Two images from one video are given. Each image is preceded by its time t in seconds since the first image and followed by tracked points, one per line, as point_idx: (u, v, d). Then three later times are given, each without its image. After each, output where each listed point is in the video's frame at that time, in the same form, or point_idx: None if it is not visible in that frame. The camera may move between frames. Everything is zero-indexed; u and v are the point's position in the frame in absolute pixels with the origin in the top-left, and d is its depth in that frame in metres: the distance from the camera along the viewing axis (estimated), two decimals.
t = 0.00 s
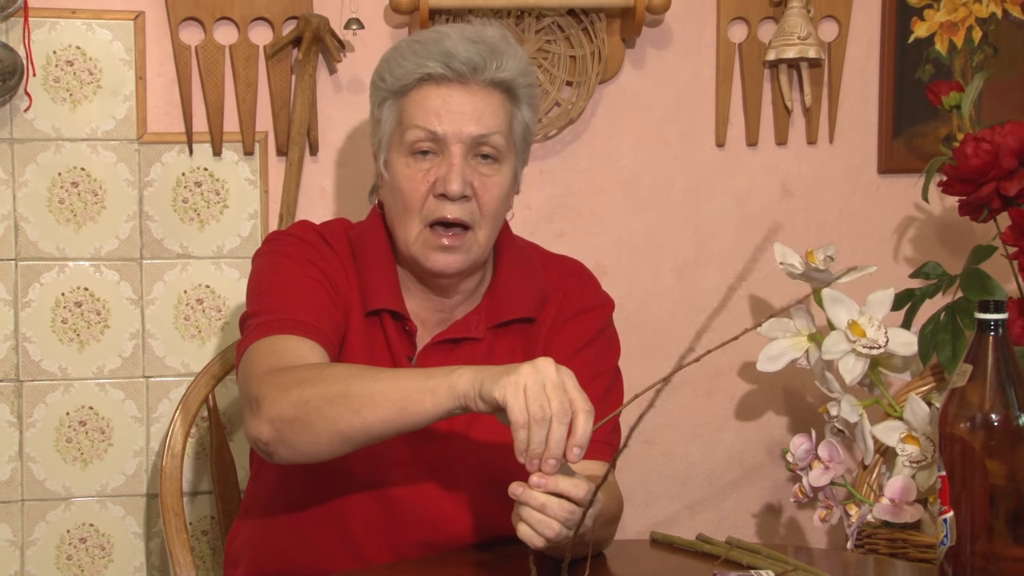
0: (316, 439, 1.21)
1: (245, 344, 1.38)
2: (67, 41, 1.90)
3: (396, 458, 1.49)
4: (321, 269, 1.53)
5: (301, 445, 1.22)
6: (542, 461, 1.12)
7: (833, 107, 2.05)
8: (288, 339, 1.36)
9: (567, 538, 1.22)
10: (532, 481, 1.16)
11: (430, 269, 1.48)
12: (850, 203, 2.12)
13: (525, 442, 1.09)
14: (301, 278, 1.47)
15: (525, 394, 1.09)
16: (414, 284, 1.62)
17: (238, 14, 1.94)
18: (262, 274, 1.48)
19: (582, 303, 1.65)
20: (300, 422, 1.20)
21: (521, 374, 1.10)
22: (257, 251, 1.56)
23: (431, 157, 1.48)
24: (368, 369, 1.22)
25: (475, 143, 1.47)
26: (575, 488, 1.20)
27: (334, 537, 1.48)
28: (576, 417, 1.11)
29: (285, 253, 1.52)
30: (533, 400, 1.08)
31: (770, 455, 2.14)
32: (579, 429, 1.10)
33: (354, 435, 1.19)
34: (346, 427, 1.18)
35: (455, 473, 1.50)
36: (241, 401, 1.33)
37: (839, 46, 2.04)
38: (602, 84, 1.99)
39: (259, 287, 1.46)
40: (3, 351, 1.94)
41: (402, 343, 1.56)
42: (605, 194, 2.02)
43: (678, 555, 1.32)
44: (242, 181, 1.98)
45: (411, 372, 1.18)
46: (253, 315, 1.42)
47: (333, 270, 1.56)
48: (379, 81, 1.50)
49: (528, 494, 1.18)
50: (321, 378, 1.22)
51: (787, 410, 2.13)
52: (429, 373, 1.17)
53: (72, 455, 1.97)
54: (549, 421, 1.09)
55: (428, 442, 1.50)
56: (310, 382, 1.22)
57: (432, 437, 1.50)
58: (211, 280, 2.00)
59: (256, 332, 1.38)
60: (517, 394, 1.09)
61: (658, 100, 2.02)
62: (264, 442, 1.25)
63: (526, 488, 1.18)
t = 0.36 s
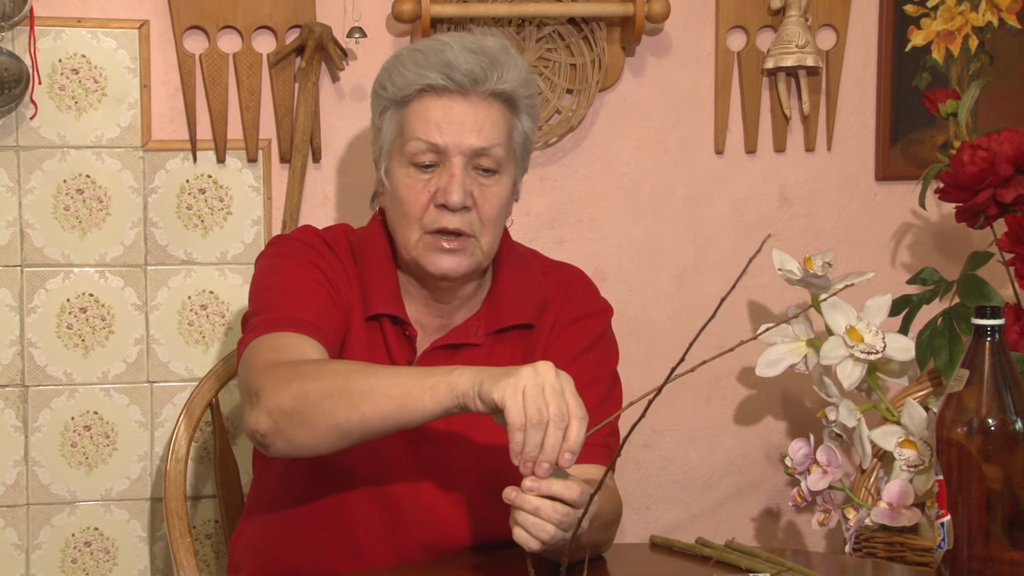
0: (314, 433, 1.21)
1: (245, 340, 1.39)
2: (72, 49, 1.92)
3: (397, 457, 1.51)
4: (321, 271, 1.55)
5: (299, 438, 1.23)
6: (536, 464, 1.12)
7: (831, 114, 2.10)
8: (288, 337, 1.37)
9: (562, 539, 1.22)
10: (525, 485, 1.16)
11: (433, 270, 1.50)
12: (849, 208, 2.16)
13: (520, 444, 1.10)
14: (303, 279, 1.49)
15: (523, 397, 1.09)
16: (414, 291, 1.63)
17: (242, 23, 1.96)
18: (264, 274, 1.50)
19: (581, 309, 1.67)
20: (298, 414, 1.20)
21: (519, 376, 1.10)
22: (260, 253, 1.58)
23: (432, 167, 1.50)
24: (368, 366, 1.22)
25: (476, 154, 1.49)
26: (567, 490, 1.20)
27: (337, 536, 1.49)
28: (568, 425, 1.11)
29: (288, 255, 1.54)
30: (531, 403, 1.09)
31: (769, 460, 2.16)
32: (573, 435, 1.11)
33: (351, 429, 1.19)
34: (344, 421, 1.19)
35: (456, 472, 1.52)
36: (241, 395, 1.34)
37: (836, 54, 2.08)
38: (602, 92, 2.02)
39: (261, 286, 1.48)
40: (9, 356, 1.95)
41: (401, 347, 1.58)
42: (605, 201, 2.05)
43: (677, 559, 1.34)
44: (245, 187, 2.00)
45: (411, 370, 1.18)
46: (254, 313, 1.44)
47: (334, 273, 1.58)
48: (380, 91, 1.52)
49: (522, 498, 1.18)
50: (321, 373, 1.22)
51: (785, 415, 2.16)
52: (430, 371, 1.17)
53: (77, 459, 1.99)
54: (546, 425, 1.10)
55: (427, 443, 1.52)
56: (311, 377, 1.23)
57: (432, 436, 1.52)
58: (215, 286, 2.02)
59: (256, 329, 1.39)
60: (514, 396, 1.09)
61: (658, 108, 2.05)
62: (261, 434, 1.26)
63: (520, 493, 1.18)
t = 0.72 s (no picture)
0: (312, 429, 1.22)
1: (246, 336, 1.40)
2: (75, 52, 1.93)
3: (398, 456, 1.52)
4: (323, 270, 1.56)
5: (297, 434, 1.23)
6: (526, 465, 1.13)
7: (830, 116, 2.11)
8: (290, 334, 1.38)
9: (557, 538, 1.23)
10: (515, 487, 1.16)
11: (440, 274, 1.51)
12: (848, 210, 2.17)
13: (513, 445, 1.11)
14: (305, 279, 1.50)
15: (517, 398, 1.10)
16: (415, 293, 1.64)
17: (245, 26, 1.97)
18: (266, 273, 1.51)
19: (581, 311, 1.68)
20: (298, 409, 1.21)
21: (516, 378, 1.11)
22: (263, 252, 1.59)
23: (440, 173, 1.50)
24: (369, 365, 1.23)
25: (484, 160, 1.49)
26: (560, 489, 1.19)
27: (338, 535, 1.50)
28: (557, 431, 1.11)
29: (290, 254, 1.55)
30: (526, 404, 1.10)
31: (768, 460, 2.17)
32: (565, 439, 1.11)
33: (349, 427, 1.19)
34: (343, 417, 1.19)
35: (456, 472, 1.53)
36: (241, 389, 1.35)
37: (835, 57, 2.10)
38: (602, 94, 2.03)
39: (263, 284, 1.49)
40: (12, 358, 1.96)
41: (402, 347, 1.58)
42: (605, 203, 2.06)
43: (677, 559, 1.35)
44: (247, 189, 2.01)
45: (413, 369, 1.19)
46: (255, 310, 1.44)
47: (336, 273, 1.58)
48: (388, 96, 1.53)
49: (513, 500, 1.18)
50: (322, 370, 1.23)
51: (785, 416, 2.17)
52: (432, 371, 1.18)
53: (80, 460, 2.00)
54: (539, 428, 1.11)
55: (427, 443, 1.53)
56: (312, 373, 1.23)
57: (432, 436, 1.53)
58: (217, 288, 2.03)
59: (258, 326, 1.40)
60: (511, 396, 1.10)
61: (658, 111, 2.06)
62: (258, 430, 1.26)
63: (511, 495, 1.18)
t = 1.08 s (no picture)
0: (313, 426, 1.21)
1: (248, 332, 1.40)
2: (76, 53, 1.93)
3: (398, 456, 1.52)
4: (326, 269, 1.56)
5: (298, 430, 1.22)
6: (525, 466, 1.13)
7: (830, 117, 2.11)
8: (294, 332, 1.38)
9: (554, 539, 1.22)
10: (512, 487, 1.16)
11: (440, 279, 1.51)
12: (847, 211, 2.17)
13: (513, 445, 1.12)
14: (308, 278, 1.50)
15: (522, 399, 1.11)
16: (416, 293, 1.64)
17: (245, 27, 1.97)
18: (270, 270, 1.51)
19: (581, 312, 1.68)
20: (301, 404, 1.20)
21: (524, 380, 1.12)
22: (266, 250, 1.59)
23: (441, 178, 1.51)
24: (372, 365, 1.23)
25: (485, 167, 1.50)
26: (557, 491, 1.20)
27: (339, 535, 1.51)
28: (562, 434, 1.12)
29: (293, 252, 1.55)
30: (531, 406, 1.11)
31: (768, 460, 2.18)
32: (567, 443, 1.12)
33: (352, 425, 1.19)
34: (346, 415, 1.19)
35: (456, 473, 1.53)
36: (241, 385, 1.34)
37: (835, 59, 2.10)
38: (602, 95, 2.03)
39: (266, 281, 1.49)
40: (13, 358, 1.97)
41: (402, 347, 1.59)
42: (605, 203, 2.06)
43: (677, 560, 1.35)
44: (248, 190, 2.02)
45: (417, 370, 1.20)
46: (258, 306, 1.44)
47: (338, 272, 1.59)
48: (390, 100, 1.53)
49: (510, 501, 1.17)
50: (326, 368, 1.23)
51: (784, 416, 2.17)
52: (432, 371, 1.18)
53: (80, 460, 2.00)
54: (542, 430, 1.12)
55: (427, 443, 1.53)
56: (316, 371, 1.23)
57: (433, 437, 1.53)
58: (217, 288, 2.03)
59: (260, 321, 1.40)
60: (517, 395, 1.11)
61: (658, 112, 2.06)
62: (259, 424, 1.25)
63: (508, 496, 1.18)
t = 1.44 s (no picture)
0: (309, 424, 1.21)
1: (246, 329, 1.40)
2: (76, 53, 1.93)
3: (397, 456, 1.52)
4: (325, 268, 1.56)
5: (293, 427, 1.21)
6: (521, 466, 1.12)
7: (830, 117, 2.11)
8: (291, 330, 1.37)
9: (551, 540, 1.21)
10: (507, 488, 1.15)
11: (437, 276, 1.51)
12: (847, 211, 2.17)
13: (510, 444, 1.12)
14: (308, 276, 1.50)
15: (520, 398, 1.12)
16: (416, 293, 1.64)
17: (245, 27, 1.97)
18: (269, 268, 1.51)
19: (582, 312, 1.68)
20: (298, 401, 1.20)
21: (523, 384, 1.13)
22: (266, 249, 1.59)
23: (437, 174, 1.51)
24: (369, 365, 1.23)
25: (480, 162, 1.50)
26: (553, 492, 1.17)
27: (339, 535, 1.51)
28: (561, 436, 1.12)
29: (293, 251, 1.55)
30: (531, 406, 1.11)
31: (768, 461, 2.18)
32: (565, 444, 1.12)
33: (348, 422, 1.19)
34: (343, 412, 1.18)
35: (455, 474, 1.53)
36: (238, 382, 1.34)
37: (835, 59, 2.10)
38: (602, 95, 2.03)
39: (266, 279, 1.49)
40: (13, 358, 1.96)
41: (402, 346, 1.58)
42: (606, 204, 2.06)
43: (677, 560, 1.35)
44: (248, 190, 2.02)
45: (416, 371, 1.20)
46: (257, 304, 1.44)
47: (338, 271, 1.59)
48: (387, 97, 1.53)
49: (505, 501, 1.17)
50: (323, 367, 1.23)
51: (785, 416, 2.17)
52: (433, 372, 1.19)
53: (80, 460, 2.00)
54: (540, 430, 1.12)
55: (428, 443, 1.53)
56: (313, 369, 1.23)
57: (434, 439, 1.53)
58: (217, 288, 2.03)
59: (259, 318, 1.39)
60: (515, 395, 1.12)
61: (658, 112, 2.06)
62: (254, 421, 1.24)
63: (503, 496, 1.17)
